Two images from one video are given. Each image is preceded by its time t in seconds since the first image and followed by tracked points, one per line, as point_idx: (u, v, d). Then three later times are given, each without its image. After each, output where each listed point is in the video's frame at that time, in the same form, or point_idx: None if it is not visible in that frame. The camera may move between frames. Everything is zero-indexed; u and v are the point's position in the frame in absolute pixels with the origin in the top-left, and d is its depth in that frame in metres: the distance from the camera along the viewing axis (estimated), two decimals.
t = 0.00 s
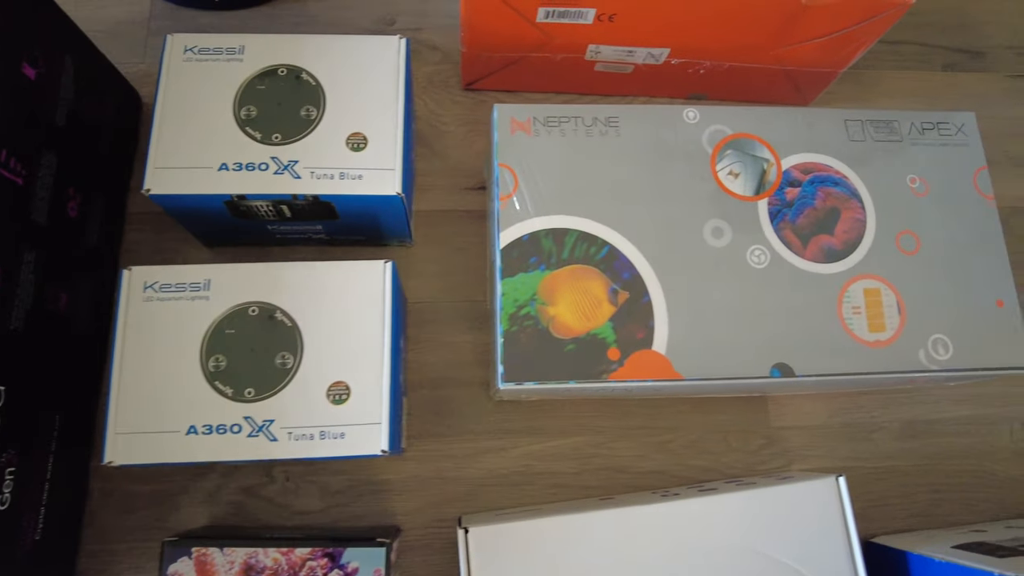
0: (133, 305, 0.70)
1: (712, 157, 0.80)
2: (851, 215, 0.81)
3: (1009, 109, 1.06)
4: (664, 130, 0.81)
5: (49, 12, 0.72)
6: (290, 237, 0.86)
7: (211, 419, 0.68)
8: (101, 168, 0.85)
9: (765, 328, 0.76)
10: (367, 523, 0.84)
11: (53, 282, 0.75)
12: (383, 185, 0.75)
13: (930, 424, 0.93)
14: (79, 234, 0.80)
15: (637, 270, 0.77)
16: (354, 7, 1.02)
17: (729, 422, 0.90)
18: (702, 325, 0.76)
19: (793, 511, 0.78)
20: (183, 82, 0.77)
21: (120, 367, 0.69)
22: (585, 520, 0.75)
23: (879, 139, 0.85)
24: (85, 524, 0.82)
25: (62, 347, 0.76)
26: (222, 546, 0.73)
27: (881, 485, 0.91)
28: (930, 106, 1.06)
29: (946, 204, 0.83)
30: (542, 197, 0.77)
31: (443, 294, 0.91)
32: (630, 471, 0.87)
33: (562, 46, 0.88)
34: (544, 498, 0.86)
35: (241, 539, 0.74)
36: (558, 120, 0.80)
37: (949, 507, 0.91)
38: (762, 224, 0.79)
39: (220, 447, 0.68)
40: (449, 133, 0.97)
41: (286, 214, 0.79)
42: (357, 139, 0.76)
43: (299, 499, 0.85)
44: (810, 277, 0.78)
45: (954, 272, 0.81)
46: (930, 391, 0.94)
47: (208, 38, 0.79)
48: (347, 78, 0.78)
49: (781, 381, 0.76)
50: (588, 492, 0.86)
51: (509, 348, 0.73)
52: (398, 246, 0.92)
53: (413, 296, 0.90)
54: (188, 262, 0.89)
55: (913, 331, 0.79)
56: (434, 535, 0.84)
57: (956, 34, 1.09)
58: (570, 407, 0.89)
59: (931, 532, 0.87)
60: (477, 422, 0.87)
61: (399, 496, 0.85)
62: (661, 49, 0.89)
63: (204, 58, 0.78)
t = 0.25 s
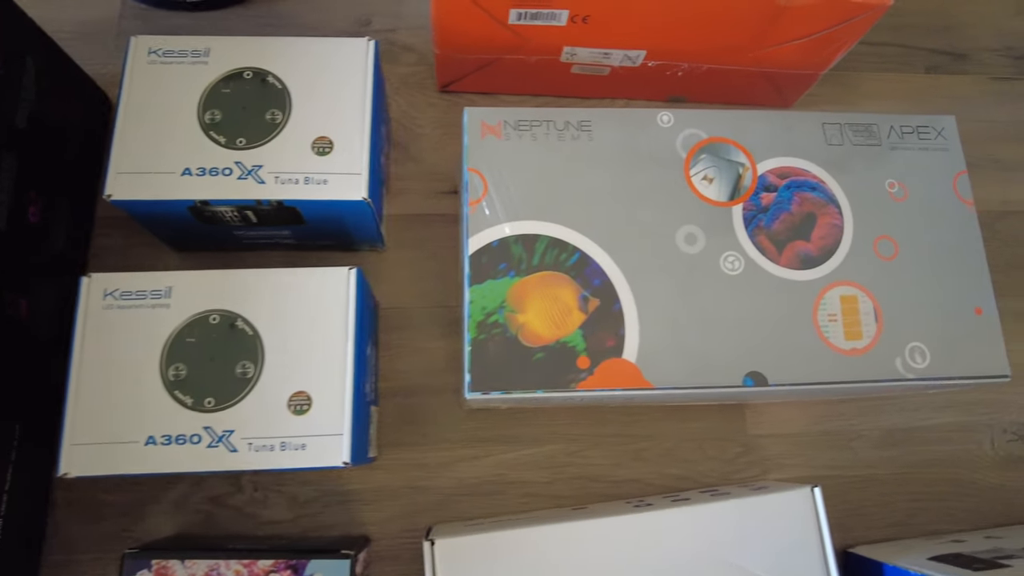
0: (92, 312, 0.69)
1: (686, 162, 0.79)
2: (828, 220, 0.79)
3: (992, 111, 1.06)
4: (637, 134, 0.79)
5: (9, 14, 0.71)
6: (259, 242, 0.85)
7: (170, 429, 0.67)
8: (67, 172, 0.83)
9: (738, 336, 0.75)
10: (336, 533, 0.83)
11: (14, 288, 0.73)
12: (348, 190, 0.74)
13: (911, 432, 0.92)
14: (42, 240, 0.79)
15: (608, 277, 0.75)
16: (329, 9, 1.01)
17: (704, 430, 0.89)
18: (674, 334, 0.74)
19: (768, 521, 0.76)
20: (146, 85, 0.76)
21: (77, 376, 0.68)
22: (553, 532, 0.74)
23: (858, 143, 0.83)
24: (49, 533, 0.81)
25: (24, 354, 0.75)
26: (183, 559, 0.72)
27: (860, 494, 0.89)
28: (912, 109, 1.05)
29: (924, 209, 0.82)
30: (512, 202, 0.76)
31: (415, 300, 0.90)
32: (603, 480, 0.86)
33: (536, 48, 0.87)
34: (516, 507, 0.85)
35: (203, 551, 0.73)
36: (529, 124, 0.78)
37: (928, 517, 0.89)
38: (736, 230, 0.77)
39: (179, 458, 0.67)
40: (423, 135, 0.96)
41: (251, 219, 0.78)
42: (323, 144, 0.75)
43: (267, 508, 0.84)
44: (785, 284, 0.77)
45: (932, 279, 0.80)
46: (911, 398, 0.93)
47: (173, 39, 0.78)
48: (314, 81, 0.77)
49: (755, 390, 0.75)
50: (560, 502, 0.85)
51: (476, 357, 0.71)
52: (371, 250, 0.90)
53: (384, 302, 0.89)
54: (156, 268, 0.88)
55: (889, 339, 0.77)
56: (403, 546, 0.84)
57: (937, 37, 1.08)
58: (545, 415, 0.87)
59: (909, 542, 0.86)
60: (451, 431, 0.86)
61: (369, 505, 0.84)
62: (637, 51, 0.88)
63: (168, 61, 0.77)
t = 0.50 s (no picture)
0: (37, 319, 0.67)
1: (653, 164, 0.77)
2: (800, 223, 0.77)
3: (976, 111, 1.04)
4: (603, 136, 0.77)
5: None
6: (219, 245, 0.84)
7: (118, 439, 0.66)
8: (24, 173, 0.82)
9: (705, 343, 0.73)
10: (297, 543, 0.82)
11: None
12: (304, 193, 0.72)
13: (887, 439, 0.90)
14: None
15: (571, 282, 0.73)
16: (297, 6, 0.99)
17: (676, 438, 0.87)
18: (639, 340, 0.72)
19: (737, 533, 0.74)
20: (98, 85, 0.74)
21: (22, 385, 0.66)
22: (514, 544, 0.73)
23: (831, 144, 0.81)
24: (3, 544, 0.80)
25: None
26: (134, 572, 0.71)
27: (834, 503, 0.87)
28: (893, 108, 1.03)
29: (899, 212, 0.80)
30: (474, 205, 0.74)
31: (382, 305, 0.88)
32: (573, 489, 0.84)
33: (503, 46, 0.85)
34: (481, 517, 0.83)
35: (154, 564, 0.72)
36: (492, 125, 0.76)
37: (903, 526, 0.88)
38: (704, 234, 0.75)
39: (126, 469, 0.65)
40: (391, 136, 0.94)
41: (207, 223, 0.77)
42: (278, 145, 0.73)
43: (227, 517, 0.82)
44: (754, 290, 0.75)
45: (906, 284, 0.78)
46: (887, 405, 0.91)
47: (127, 38, 0.76)
48: (271, 80, 0.75)
49: (721, 399, 0.73)
50: (528, 511, 0.83)
51: (435, 365, 0.69)
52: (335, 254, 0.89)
53: (349, 306, 0.87)
54: (115, 272, 0.86)
55: (862, 346, 0.75)
56: (366, 556, 0.82)
57: (920, 35, 1.06)
58: (512, 422, 0.86)
59: (882, 552, 0.84)
60: (414, 439, 0.85)
61: (331, 515, 0.83)
62: (607, 50, 0.86)
63: (121, 60, 0.75)
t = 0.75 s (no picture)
0: None
1: (626, 165, 0.76)
2: (776, 225, 0.76)
3: (958, 111, 1.03)
4: (576, 136, 0.76)
5: None
6: (189, 247, 0.83)
7: (78, 446, 0.65)
8: None
9: (677, 346, 0.72)
10: (268, 548, 0.81)
11: None
12: (270, 194, 0.71)
13: (866, 442, 0.89)
14: None
15: (543, 286, 0.72)
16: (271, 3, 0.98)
17: (653, 441, 0.86)
18: (611, 344, 0.72)
19: (711, 539, 0.73)
20: (60, 85, 0.73)
21: None
22: (485, 551, 0.72)
23: (809, 144, 0.79)
24: None
25: None
26: None
27: (814, 508, 0.86)
28: (876, 108, 1.02)
29: (877, 213, 0.79)
30: (443, 206, 0.72)
31: (355, 306, 0.87)
32: (548, 493, 0.83)
33: (477, 45, 0.84)
34: (455, 521, 0.82)
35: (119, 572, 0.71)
36: (463, 125, 0.75)
37: (883, 530, 0.87)
38: (677, 237, 0.75)
39: (85, 477, 0.64)
40: (366, 135, 0.93)
41: (174, 225, 0.76)
42: (244, 146, 0.72)
43: (197, 522, 0.81)
44: (727, 293, 0.74)
45: (884, 286, 0.77)
46: (868, 408, 0.90)
47: (90, 36, 0.74)
48: (237, 80, 0.74)
49: (694, 403, 0.72)
50: (502, 516, 0.82)
51: (402, 370, 0.68)
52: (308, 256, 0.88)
53: (321, 309, 0.87)
54: (84, 273, 0.85)
55: (838, 349, 0.74)
56: (338, 561, 0.81)
57: (904, 33, 1.05)
58: (486, 426, 0.85)
59: (861, 557, 0.83)
60: (387, 443, 0.84)
61: (303, 520, 0.82)
62: (583, 49, 0.85)
63: (85, 59, 0.74)
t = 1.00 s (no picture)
0: None
1: (601, 167, 0.75)
2: (751, 227, 0.75)
3: (941, 111, 1.02)
4: (550, 137, 0.76)
5: None
6: (160, 249, 0.82)
7: (41, 452, 0.64)
8: None
9: (650, 350, 0.72)
10: (241, 552, 0.80)
11: None
12: (238, 196, 0.70)
13: (846, 445, 0.89)
14: None
15: (515, 288, 0.71)
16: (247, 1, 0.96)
17: (630, 444, 0.86)
18: (583, 348, 0.71)
19: (685, 544, 0.72)
20: (25, 85, 0.72)
21: None
22: (456, 556, 0.71)
23: (786, 145, 0.78)
24: None
25: None
26: None
27: (792, 511, 0.86)
28: (859, 107, 1.01)
29: (854, 215, 0.78)
30: (414, 208, 0.72)
31: (328, 308, 0.87)
32: (524, 497, 0.83)
33: (452, 44, 0.83)
34: (429, 525, 0.82)
35: None
36: (435, 126, 0.74)
37: (861, 533, 0.86)
38: (651, 239, 0.74)
39: (49, 483, 0.63)
40: (341, 135, 0.92)
41: (143, 227, 0.75)
42: (212, 147, 0.71)
43: (169, 526, 0.80)
44: (701, 296, 0.73)
45: (861, 289, 0.76)
46: (847, 411, 0.89)
47: (56, 35, 0.73)
48: (207, 80, 0.73)
49: (667, 407, 0.71)
50: (476, 520, 0.82)
51: (371, 374, 0.67)
52: (283, 258, 0.88)
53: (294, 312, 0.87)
54: (55, 275, 0.84)
55: (813, 353, 0.73)
56: (311, 565, 0.81)
57: (887, 32, 1.05)
58: (461, 429, 0.84)
59: (838, 561, 0.83)
60: (359, 447, 0.84)
61: (276, 524, 0.81)
62: (560, 48, 0.84)
63: (50, 58, 0.73)
